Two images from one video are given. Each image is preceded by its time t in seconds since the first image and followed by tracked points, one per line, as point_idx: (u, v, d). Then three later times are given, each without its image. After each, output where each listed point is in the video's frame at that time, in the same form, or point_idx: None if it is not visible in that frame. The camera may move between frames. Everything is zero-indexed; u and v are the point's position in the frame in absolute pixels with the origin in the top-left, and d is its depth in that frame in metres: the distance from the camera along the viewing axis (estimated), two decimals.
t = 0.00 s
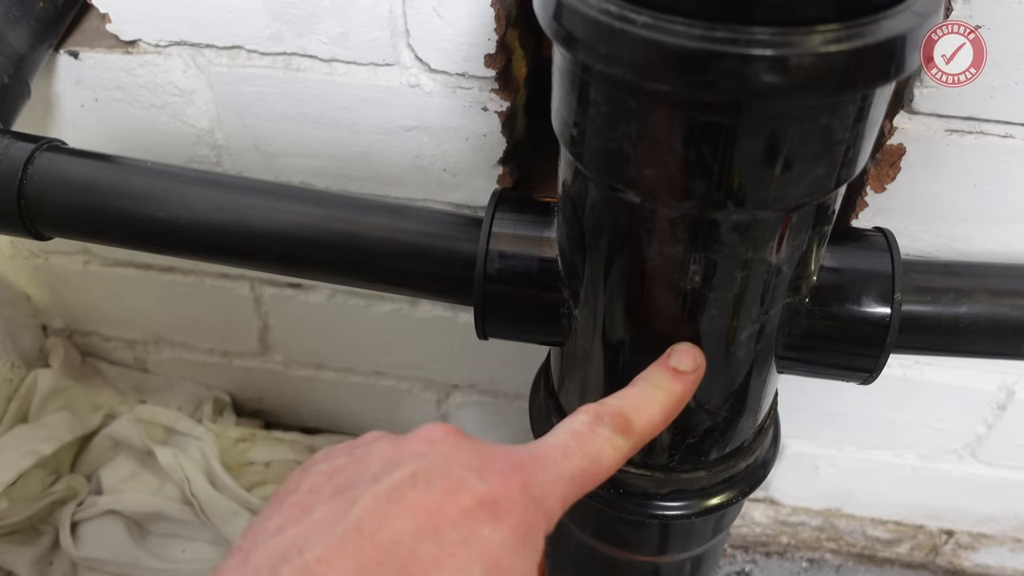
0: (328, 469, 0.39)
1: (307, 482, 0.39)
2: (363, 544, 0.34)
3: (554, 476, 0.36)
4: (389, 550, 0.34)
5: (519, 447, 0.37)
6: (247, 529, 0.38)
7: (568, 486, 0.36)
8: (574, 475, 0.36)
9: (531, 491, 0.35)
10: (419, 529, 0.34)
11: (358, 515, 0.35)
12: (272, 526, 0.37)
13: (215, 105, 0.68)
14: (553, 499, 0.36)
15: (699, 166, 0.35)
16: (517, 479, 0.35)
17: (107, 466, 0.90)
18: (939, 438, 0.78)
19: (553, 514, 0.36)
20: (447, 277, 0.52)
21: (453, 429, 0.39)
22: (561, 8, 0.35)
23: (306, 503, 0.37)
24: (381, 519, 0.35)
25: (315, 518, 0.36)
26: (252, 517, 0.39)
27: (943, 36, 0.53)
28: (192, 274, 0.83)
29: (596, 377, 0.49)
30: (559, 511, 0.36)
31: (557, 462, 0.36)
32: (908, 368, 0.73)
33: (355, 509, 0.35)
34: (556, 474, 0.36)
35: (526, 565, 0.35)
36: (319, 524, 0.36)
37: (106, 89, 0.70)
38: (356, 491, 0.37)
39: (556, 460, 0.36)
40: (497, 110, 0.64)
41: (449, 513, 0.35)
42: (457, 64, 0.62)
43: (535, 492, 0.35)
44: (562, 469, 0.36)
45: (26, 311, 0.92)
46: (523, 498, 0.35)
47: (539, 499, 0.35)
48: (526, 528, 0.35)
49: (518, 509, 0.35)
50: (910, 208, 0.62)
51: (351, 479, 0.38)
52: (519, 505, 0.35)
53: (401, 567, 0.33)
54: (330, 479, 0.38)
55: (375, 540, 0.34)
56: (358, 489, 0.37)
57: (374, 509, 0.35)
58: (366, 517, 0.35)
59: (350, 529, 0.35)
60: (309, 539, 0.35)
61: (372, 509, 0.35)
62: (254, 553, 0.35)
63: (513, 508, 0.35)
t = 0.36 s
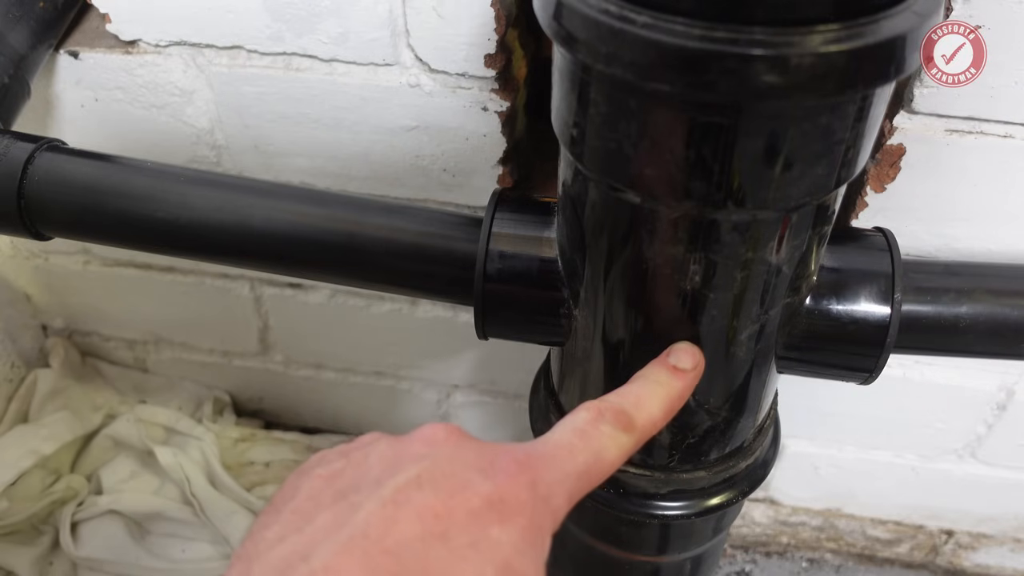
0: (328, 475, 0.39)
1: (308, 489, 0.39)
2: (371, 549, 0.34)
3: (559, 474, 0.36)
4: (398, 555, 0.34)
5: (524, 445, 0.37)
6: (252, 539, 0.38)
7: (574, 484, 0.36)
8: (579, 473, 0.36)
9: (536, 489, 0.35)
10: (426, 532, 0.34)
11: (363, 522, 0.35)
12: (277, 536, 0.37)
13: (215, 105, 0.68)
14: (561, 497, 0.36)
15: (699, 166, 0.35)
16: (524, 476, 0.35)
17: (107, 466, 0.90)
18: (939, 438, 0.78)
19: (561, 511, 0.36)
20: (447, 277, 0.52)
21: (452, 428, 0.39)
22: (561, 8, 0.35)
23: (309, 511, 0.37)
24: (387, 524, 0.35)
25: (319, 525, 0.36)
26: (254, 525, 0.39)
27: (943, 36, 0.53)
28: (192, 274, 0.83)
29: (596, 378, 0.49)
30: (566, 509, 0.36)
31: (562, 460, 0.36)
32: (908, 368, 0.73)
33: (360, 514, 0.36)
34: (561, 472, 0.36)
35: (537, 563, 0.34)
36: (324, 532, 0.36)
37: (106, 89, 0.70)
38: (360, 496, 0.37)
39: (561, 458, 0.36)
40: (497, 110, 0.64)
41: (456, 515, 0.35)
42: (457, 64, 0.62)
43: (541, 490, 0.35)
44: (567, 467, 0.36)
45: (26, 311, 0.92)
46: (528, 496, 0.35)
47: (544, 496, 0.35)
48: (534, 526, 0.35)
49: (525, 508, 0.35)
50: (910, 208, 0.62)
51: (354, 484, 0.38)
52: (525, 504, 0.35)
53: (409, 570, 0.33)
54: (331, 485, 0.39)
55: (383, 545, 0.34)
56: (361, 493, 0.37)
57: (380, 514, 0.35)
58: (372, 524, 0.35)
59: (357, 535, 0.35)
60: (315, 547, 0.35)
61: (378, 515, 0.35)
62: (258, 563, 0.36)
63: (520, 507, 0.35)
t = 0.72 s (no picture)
0: (330, 482, 0.39)
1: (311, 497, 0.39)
2: (374, 552, 0.34)
3: (562, 475, 0.36)
4: (400, 557, 0.34)
5: (525, 448, 0.37)
6: (253, 546, 0.38)
7: (577, 485, 0.36)
8: (582, 473, 0.36)
9: (539, 489, 0.35)
10: (429, 534, 0.34)
11: (366, 525, 0.35)
12: (279, 542, 0.37)
13: (215, 105, 0.68)
14: (564, 498, 0.36)
15: (699, 166, 0.35)
16: (526, 477, 0.35)
17: (107, 466, 0.90)
18: (939, 438, 0.78)
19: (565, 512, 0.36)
20: (447, 277, 0.52)
21: (453, 432, 0.39)
22: (561, 8, 0.35)
23: (312, 517, 0.37)
24: (390, 527, 0.35)
25: (322, 530, 0.36)
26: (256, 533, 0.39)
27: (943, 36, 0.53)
28: (193, 274, 0.83)
29: (597, 378, 0.49)
30: (569, 510, 0.36)
31: (564, 461, 0.36)
32: (908, 368, 0.73)
33: (363, 518, 0.36)
34: (563, 473, 0.36)
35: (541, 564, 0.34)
36: (326, 536, 0.36)
37: (106, 89, 0.70)
38: (362, 501, 0.37)
39: (564, 458, 0.36)
40: (497, 110, 0.64)
41: (459, 517, 0.35)
42: (457, 64, 0.62)
43: (544, 490, 0.35)
44: (569, 467, 0.36)
45: (26, 311, 0.92)
46: (531, 497, 0.35)
47: (548, 497, 0.35)
48: (538, 527, 0.35)
49: (528, 509, 0.35)
50: (910, 208, 0.62)
51: (356, 489, 0.38)
52: (528, 504, 0.35)
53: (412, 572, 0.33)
54: (333, 491, 0.38)
55: (385, 548, 0.34)
56: (363, 497, 0.37)
57: (382, 518, 0.35)
58: (374, 527, 0.35)
59: (359, 539, 0.35)
60: (317, 551, 0.35)
61: (380, 518, 0.35)
62: (259, 567, 0.36)
63: (523, 507, 0.35)
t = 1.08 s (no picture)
0: (335, 480, 0.39)
1: (315, 495, 0.38)
2: (384, 548, 0.34)
3: (570, 472, 0.36)
4: (410, 552, 0.34)
5: (530, 445, 0.38)
6: (257, 545, 0.37)
7: (585, 481, 0.36)
8: (589, 470, 0.36)
9: (546, 485, 0.35)
10: (439, 529, 0.34)
11: (374, 521, 0.35)
12: (284, 541, 0.36)
13: (215, 105, 0.68)
14: (573, 494, 0.36)
15: (699, 166, 0.35)
16: (535, 473, 0.36)
17: (107, 466, 0.90)
18: (939, 438, 0.78)
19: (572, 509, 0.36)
20: (447, 276, 0.52)
21: (457, 429, 0.39)
22: (561, 8, 0.35)
23: (317, 515, 0.37)
24: (399, 523, 0.34)
25: (328, 528, 0.36)
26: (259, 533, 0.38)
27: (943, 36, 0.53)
28: (193, 274, 0.83)
29: (597, 378, 0.49)
30: (577, 506, 0.36)
31: (571, 458, 0.36)
32: (908, 368, 0.73)
33: (370, 514, 0.35)
34: (570, 470, 0.36)
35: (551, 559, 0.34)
36: (334, 533, 0.36)
37: (106, 89, 0.70)
38: (369, 498, 0.36)
39: (570, 456, 0.36)
40: (497, 110, 0.64)
41: (468, 512, 0.34)
42: (457, 64, 0.62)
43: (552, 487, 0.36)
44: (575, 465, 0.36)
45: (26, 311, 0.92)
46: (540, 492, 0.35)
47: (556, 493, 0.36)
48: (547, 522, 0.35)
49: (537, 504, 0.35)
50: (910, 208, 0.62)
51: (362, 487, 0.37)
52: (536, 500, 0.35)
53: (422, 567, 0.33)
54: (338, 489, 0.38)
55: (394, 543, 0.34)
56: (370, 494, 0.37)
57: (391, 513, 0.35)
58: (383, 523, 0.35)
59: (368, 535, 0.34)
60: (324, 549, 0.35)
61: (388, 515, 0.35)
62: (266, 566, 0.35)
63: (533, 502, 0.35)
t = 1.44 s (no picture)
0: (338, 488, 0.39)
1: (319, 502, 0.38)
2: (386, 555, 0.34)
3: (571, 476, 0.36)
4: (411, 558, 0.34)
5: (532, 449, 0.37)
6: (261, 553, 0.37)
7: (586, 486, 0.36)
8: (591, 474, 0.36)
9: (547, 490, 0.35)
10: (440, 535, 0.34)
11: (377, 528, 0.35)
12: (288, 549, 0.36)
13: (215, 105, 0.68)
14: (574, 498, 0.36)
15: (698, 165, 0.35)
16: (536, 478, 0.35)
17: (107, 466, 0.90)
18: (939, 439, 0.78)
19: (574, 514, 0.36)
20: (447, 276, 0.52)
21: (459, 435, 0.38)
22: (561, 8, 0.35)
23: (321, 522, 0.37)
24: (401, 529, 0.34)
25: (331, 535, 0.36)
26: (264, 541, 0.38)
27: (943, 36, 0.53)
28: (193, 274, 0.83)
29: (597, 378, 0.49)
30: (579, 512, 0.36)
31: (572, 462, 0.36)
32: (908, 368, 0.73)
33: (373, 521, 0.35)
34: (572, 474, 0.36)
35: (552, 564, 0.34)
36: (337, 540, 0.36)
37: (106, 89, 0.70)
38: (372, 505, 0.36)
39: (571, 460, 0.36)
40: (497, 110, 0.64)
41: (468, 518, 0.34)
42: (456, 64, 0.62)
43: (553, 491, 0.35)
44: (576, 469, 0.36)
45: (26, 310, 0.91)
46: (542, 498, 0.35)
47: (557, 498, 0.35)
48: (547, 528, 0.35)
49: (538, 509, 0.35)
50: (910, 208, 0.62)
51: (366, 494, 0.38)
52: (538, 505, 0.35)
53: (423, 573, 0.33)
54: (341, 496, 0.38)
55: (396, 550, 0.34)
56: (373, 501, 0.37)
57: (393, 519, 0.35)
58: (385, 530, 0.35)
59: (370, 542, 0.34)
60: (328, 556, 0.35)
61: (390, 521, 0.35)
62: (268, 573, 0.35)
63: (534, 508, 0.35)
